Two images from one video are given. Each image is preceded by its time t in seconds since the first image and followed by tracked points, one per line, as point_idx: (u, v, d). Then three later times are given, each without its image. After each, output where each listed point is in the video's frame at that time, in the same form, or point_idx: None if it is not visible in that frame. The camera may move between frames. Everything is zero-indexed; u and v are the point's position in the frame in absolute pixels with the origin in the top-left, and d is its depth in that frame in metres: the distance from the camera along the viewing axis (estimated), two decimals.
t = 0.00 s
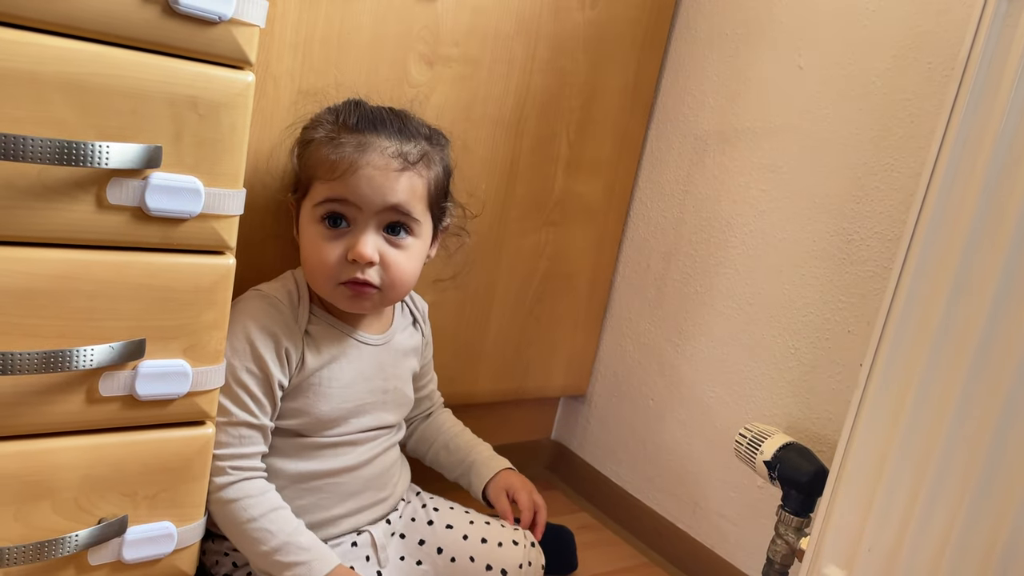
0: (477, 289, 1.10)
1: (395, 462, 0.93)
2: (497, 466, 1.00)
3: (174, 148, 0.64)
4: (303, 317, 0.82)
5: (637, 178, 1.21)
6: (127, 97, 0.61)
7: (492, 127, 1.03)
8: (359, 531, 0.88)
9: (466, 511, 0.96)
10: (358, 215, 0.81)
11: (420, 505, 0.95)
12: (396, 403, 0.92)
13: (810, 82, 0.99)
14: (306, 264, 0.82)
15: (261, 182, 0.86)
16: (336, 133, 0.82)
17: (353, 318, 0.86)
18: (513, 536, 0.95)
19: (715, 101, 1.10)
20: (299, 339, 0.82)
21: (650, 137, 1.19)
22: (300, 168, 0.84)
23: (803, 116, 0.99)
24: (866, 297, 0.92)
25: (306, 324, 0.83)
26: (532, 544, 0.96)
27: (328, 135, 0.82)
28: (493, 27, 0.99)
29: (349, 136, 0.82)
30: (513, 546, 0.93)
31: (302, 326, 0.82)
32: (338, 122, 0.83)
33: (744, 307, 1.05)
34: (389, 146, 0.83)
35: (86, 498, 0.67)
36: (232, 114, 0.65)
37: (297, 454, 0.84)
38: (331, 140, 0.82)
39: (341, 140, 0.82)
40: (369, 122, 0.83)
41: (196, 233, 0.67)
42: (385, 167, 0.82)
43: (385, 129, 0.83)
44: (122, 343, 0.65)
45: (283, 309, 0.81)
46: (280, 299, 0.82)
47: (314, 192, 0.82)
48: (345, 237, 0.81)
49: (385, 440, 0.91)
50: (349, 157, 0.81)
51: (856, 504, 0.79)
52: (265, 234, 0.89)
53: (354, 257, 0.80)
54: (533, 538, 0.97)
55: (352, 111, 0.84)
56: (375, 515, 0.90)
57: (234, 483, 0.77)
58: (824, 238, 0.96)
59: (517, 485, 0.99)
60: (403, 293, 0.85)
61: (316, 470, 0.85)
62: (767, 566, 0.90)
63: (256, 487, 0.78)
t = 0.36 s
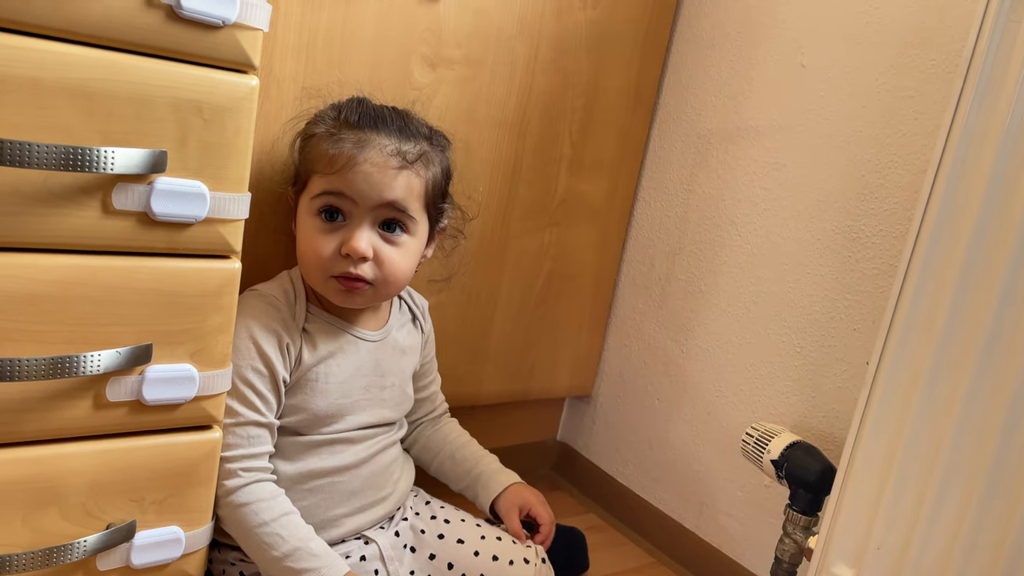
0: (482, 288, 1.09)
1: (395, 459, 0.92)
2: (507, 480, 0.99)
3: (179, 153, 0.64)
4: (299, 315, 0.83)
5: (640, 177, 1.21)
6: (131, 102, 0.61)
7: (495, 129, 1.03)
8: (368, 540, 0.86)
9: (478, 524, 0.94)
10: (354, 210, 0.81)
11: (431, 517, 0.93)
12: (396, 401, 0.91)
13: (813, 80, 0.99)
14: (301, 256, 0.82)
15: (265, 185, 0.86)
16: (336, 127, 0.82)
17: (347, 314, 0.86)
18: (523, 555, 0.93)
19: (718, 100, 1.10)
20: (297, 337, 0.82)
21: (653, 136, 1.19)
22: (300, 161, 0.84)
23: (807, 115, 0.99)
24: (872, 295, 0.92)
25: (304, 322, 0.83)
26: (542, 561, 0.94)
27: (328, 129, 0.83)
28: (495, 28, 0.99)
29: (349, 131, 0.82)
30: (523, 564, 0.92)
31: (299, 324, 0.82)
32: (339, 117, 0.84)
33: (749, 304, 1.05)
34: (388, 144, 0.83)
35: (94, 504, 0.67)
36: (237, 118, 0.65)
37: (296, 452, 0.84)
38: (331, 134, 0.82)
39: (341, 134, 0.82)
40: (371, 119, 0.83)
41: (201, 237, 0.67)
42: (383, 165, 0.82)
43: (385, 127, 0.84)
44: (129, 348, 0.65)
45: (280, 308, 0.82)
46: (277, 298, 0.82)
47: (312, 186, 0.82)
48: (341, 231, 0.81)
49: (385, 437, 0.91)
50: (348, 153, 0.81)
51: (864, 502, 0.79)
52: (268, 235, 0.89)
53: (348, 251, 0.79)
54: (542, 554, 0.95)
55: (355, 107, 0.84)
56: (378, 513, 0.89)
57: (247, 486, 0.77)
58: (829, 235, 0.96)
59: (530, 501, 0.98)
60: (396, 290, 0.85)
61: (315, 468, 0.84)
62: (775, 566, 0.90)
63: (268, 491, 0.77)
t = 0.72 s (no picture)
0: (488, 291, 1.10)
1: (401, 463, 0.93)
2: (533, 496, 0.97)
3: (188, 162, 0.64)
4: (303, 321, 0.83)
5: (644, 179, 1.21)
6: (140, 112, 0.61)
7: (499, 133, 1.04)
8: (378, 546, 0.86)
9: (493, 532, 0.93)
10: (352, 216, 0.81)
11: (446, 524, 0.92)
12: (400, 406, 0.92)
13: (815, 79, 0.99)
14: (301, 260, 0.82)
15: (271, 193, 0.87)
16: (337, 133, 0.83)
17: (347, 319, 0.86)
18: (540, 563, 0.92)
19: (721, 100, 1.10)
20: (301, 343, 0.82)
21: (655, 138, 1.20)
22: (302, 167, 0.85)
23: (810, 114, 0.99)
24: (878, 293, 0.92)
25: (308, 329, 0.84)
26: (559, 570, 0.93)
27: (329, 135, 0.83)
28: (498, 33, 1.00)
29: (350, 137, 0.83)
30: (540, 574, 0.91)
31: (304, 330, 0.83)
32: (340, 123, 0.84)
33: (754, 303, 1.05)
34: (388, 150, 0.83)
35: (108, 511, 0.68)
36: (244, 126, 0.66)
37: (302, 458, 0.84)
38: (332, 140, 0.83)
39: (341, 140, 0.82)
40: (372, 126, 0.84)
41: (210, 246, 0.67)
42: (382, 171, 0.82)
43: (386, 134, 0.84)
44: (140, 357, 0.65)
45: (285, 314, 0.82)
46: (283, 306, 0.82)
47: (312, 191, 0.83)
48: (339, 236, 0.81)
49: (389, 441, 0.91)
50: (347, 158, 0.82)
51: (874, 503, 0.79)
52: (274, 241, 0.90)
53: (346, 256, 0.80)
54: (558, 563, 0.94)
55: (356, 114, 0.85)
56: (386, 516, 0.89)
57: (257, 492, 0.77)
58: (833, 233, 0.96)
59: (551, 520, 0.95)
60: (393, 296, 0.85)
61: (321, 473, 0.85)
62: (786, 564, 0.90)
63: (279, 496, 0.78)
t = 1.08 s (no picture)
0: (496, 287, 1.10)
1: (414, 459, 0.93)
2: (552, 489, 0.98)
3: (200, 160, 0.64)
4: (315, 319, 0.83)
5: (651, 172, 1.21)
6: (152, 111, 0.62)
7: (505, 129, 1.04)
8: (395, 543, 0.86)
9: (511, 526, 0.93)
10: (361, 215, 0.82)
11: (464, 519, 0.93)
12: (413, 401, 0.92)
13: (821, 68, 0.99)
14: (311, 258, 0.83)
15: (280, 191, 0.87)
16: (347, 132, 0.83)
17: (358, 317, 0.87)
18: (559, 556, 0.92)
19: (727, 92, 1.10)
20: (314, 340, 0.83)
21: (662, 131, 1.20)
22: (312, 165, 0.85)
23: (817, 103, 0.99)
24: (889, 280, 0.92)
25: (320, 326, 0.84)
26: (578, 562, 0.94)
27: (339, 133, 0.84)
28: (503, 29, 1.00)
29: (360, 136, 0.83)
30: (559, 565, 0.91)
31: (317, 328, 0.83)
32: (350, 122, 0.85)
33: (763, 294, 1.05)
34: (397, 149, 0.83)
35: (127, 510, 0.68)
36: (255, 124, 0.66)
37: (316, 455, 0.85)
38: (342, 139, 0.83)
39: (351, 139, 0.83)
40: (381, 125, 0.84)
41: (224, 244, 0.67)
42: (391, 170, 0.82)
43: (395, 132, 0.84)
44: (156, 355, 0.66)
45: (297, 311, 0.82)
46: (295, 304, 0.83)
47: (322, 190, 0.83)
48: (349, 234, 0.82)
49: (402, 437, 0.91)
50: (357, 157, 0.82)
51: (889, 490, 0.79)
52: (284, 240, 0.90)
53: (355, 255, 0.80)
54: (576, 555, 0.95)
55: (367, 113, 0.85)
56: (401, 511, 0.89)
57: (275, 489, 0.77)
58: (843, 223, 0.96)
59: (568, 514, 0.96)
60: (403, 294, 0.85)
61: (336, 469, 0.85)
62: (801, 554, 0.90)
63: (296, 493, 0.78)
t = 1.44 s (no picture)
0: (504, 282, 1.10)
1: (427, 453, 0.93)
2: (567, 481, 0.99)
3: (209, 159, 0.65)
4: (325, 314, 0.84)
5: (655, 166, 1.22)
6: (160, 111, 0.62)
7: (509, 124, 1.04)
8: (410, 539, 0.87)
9: (525, 518, 0.94)
10: (370, 212, 0.82)
11: (479, 512, 0.93)
12: (424, 395, 0.92)
13: (824, 57, 0.99)
14: (319, 255, 0.83)
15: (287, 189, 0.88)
16: (354, 130, 0.84)
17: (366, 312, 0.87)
18: (574, 548, 0.93)
19: (730, 82, 1.10)
20: (324, 335, 0.83)
21: (666, 124, 1.20)
22: (320, 163, 0.86)
23: (820, 91, 0.99)
24: (896, 267, 0.92)
25: (330, 321, 0.84)
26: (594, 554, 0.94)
27: (347, 131, 0.84)
28: (505, 24, 1.00)
29: (368, 134, 0.83)
30: (575, 558, 0.91)
31: (327, 323, 0.84)
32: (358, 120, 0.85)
33: (771, 284, 1.05)
34: (405, 147, 0.84)
35: (143, 508, 0.69)
36: (262, 122, 0.66)
37: (329, 449, 0.85)
38: (350, 137, 0.83)
39: (359, 137, 0.83)
40: (389, 123, 0.85)
41: (234, 242, 0.68)
42: (399, 168, 0.82)
43: (402, 131, 0.85)
44: (169, 354, 0.66)
45: (307, 308, 0.83)
46: (304, 300, 0.83)
47: (331, 188, 0.83)
48: (357, 232, 0.82)
49: (415, 431, 0.92)
50: (365, 156, 0.82)
51: (901, 475, 0.80)
52: (293, 237, 0.91)
53: (363, 252, 0.80)
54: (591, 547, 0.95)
55: (375, 112, 0.86)
56: (415, 505, 0.90)
57: (289, 485, 0.78)
58: (849, 210, 0.96)
59: (585, 506, 0.97)
60: (411, 292, 0.86)
61: (349, 464, 0.85)
62: (814, 541, 0.90)
63: (310, 488, 0.79)
